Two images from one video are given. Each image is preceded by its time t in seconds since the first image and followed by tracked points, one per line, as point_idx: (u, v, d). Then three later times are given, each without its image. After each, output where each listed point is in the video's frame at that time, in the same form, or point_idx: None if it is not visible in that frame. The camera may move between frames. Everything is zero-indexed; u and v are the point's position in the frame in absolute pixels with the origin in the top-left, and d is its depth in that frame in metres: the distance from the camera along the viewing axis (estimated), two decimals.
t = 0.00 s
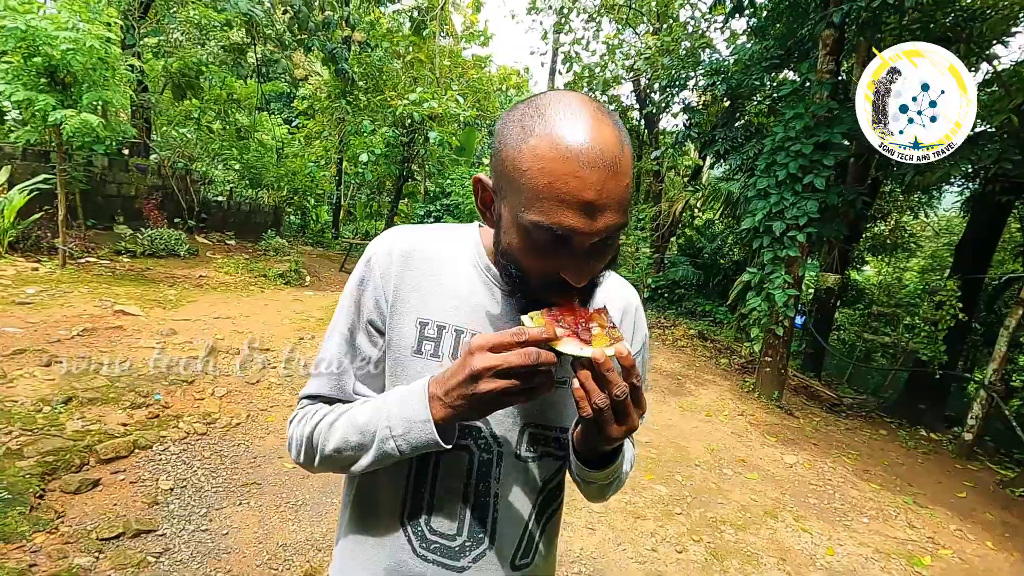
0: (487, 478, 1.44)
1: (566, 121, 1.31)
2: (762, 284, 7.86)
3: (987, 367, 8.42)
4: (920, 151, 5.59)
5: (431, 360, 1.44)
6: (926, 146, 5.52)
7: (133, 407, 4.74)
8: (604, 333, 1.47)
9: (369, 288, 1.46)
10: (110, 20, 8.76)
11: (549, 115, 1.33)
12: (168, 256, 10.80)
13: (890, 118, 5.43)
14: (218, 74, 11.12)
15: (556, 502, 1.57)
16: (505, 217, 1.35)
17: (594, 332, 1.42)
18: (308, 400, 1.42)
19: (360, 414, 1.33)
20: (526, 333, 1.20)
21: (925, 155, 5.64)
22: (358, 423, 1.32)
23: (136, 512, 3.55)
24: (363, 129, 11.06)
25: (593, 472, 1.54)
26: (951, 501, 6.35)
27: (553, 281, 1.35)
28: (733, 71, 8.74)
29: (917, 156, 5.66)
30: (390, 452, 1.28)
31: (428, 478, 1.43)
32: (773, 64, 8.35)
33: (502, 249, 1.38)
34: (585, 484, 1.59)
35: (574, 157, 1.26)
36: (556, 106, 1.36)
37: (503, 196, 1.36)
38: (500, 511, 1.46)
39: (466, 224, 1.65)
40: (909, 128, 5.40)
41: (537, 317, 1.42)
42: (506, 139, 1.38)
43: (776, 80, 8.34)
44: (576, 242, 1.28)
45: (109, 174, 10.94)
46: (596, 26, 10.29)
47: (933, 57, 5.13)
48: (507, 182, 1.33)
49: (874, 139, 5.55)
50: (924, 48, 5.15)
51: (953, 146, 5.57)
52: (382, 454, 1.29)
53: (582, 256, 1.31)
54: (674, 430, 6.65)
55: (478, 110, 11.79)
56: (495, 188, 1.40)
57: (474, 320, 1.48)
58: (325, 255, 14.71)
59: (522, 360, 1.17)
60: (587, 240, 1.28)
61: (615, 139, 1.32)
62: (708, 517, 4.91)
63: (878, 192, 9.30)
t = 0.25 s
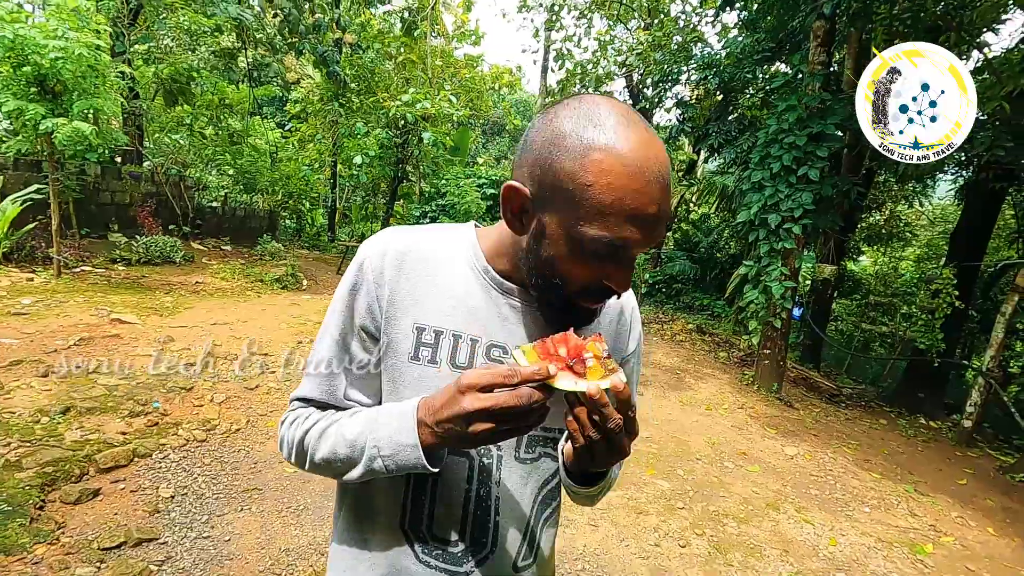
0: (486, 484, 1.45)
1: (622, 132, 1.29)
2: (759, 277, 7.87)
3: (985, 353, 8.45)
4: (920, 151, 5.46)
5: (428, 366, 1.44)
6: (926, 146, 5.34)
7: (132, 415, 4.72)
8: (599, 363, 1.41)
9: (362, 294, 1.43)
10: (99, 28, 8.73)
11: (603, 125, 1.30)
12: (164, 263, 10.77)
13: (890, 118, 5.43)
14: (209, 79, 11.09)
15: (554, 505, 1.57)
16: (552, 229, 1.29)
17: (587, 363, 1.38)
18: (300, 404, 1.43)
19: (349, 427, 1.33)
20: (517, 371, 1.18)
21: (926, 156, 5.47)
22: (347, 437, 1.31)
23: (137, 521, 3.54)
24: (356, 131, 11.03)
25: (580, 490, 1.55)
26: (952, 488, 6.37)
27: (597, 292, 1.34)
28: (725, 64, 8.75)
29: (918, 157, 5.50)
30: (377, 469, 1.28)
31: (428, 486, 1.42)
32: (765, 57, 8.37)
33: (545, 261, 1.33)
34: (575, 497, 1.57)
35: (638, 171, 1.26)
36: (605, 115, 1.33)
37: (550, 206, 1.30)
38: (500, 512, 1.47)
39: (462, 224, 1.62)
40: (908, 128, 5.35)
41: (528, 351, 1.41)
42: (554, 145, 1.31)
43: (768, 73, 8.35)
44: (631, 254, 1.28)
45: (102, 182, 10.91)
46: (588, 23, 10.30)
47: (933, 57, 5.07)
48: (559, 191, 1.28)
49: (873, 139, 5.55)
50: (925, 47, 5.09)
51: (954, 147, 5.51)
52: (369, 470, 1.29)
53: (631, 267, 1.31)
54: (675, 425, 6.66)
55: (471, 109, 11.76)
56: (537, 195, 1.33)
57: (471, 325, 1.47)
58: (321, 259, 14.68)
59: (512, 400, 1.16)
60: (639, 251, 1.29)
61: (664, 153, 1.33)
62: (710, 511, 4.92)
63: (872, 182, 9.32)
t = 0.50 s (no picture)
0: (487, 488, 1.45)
1: (690, 166, 1.34)
2: (754, 272, 7.88)
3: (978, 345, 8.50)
4: (920, 151, 5.43)
5: (435, 369, 1.43)
6: (926, 146, 5.35)
7: (126, 420, 4.69)
8: (605, 388, 1.46)
9: (371, 292, 1.41)
10: (87, 31, 8.66)
11: (674, 160, 1.33)
12: (157, 267, 10.71)
13: (889, 118, 5.46)
14: (200, 81, 11.03)
15: (544, 504, 1.61)
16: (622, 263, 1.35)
17: (594, 388, 1.43)
18: (288, 393, 1.40)
19: (340, 427, 1.32)
20: (523, 400, 1.15)
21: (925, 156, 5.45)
22: (337, 438, 1.30)
23: (133, 527, 3.51)
24: (349, 132, 10.99)
25: (570, 501, 1.56)
26: (948, 479, 6.41)
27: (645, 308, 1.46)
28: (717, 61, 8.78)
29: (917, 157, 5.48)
30: (364, 475, 1.28)
31: (430, 491, 1.41)
32: (756, 52, 8.41)
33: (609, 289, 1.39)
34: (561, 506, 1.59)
35: (704, 206, 1.35)
36: (668, 145, 1.36)
37: (623, 240, 1.33)
38: (501, 515, 1.47)
39: (471, 221, 1.60)
40: (909, 128, 5.36)
41: (534, 374, 1.41)
42: (628, 177, 1.31)
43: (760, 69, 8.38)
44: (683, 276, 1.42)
45: (94, 187, 10.85)
46: (579, 21, 10.30)
47: (933, 57, 5.09)
48: (637, 229, 1.31)
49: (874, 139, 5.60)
50: (925, 48, 5.10)
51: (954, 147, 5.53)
52: (356, 474, 1.29)
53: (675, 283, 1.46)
54: (672, 421, 6.67)
55: (464, 109, 11.72)
56: (608, 229, 1.33)
57: (479, 328, 1.45)
58: (316, 260, 14.63)
59: (517, 429, 1.15)
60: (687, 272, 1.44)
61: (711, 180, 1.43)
62: (708, 506, 4.93)
63: (864, 176, 9.36)
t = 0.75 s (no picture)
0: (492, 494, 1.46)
1: (714, 184, 1.41)
2: (750, 271, 7.90)
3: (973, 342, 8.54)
4: (920, 151, 5.43)
5: (444, 373, 1.41)
6: (927, 146, 5.37)
7: (122, 423, 4.67)
8: (622, 400, 1.48)
9: (381, 293, 1.39)
10: (81, 32, 8.65)
11: (700, 178, 1.40)
12: (152, 269, 10.67)
13: (890, 118, 5.48)
14: (194, 82, 10.99)
15: (538, 506, 1.65)
16: (645, 273, 1.42)
17: (611, 400, 1.45)
18: (285, 393, 1.36)
19: (343, 431, 1.28)
20: (547, 411, 1.14)
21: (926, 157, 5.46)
22: (340, 443, 1.26)
23: (129, 530, 3.50)
24: (344, 132, 10.96)
25: (565, 502, 1.67)
26: (943, 476, 6.44)
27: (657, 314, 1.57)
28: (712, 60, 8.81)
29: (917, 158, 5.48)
30: (367, 480, 1.25)
31: (436, 496, 1.40)
32: (751, 52, 8.44)
33: (629, 297, 1.47)
34: (557, 507, 1.68)
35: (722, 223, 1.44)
36: (692, 161, 1.43)
37: (648, 252, 1.40)
38: (503, 520, 1.48)
39: (479, 223, 1.59)
40: (908, 128, 5.38)
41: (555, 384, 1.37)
42: (661, 194, 1.37)
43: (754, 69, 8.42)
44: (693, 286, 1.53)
45: (88, 188, 10.83)
46: (574, 20, 10.32)
47: (933, 57, 5.11)
48: (663, 242, 1.38)
49: (874, 138, 5.56)
50: (924, 48, 5.13)
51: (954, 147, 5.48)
52: (359, 479, 1.26)
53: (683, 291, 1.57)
54: (669, 420, 6.68)
55: (459, 109, 11.71)
56: (637, 243, 1.39)
57: (489, 331, 1.44)
58: (312, 261, 14.60)
59: (540, 441, 1.15)
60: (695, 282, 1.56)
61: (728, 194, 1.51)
62: (706, 504, 4.94)
63: (859, 174, 9.40)
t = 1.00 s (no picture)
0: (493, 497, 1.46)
1: (694, 162, 1.36)
2: (749, 271, 7.91)
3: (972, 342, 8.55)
4: (920, 152, 5.41)
5: (445, 374, 1.41)
6: (926, 146, 5.36)
7: (121, 425, 4.66)
8: (636, 412, 1.45)
9: (381, 297, 1.38)
10: (81, 33, 8.65)
11: (678, 153, 1.36)
12: (151, 270, 10.67)
13: (889, 118, 5.47)
14: (192, 83, 10.98)
15: (541, 509, 1.65)
16: (612, 240, 1.32)
17: (625, 412, 1.43)
18: (289, 407, 1.34)
19: (352, 446, 1.26)
20: (562, 433, 1.11)
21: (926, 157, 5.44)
22: (350, 458, 1.25)
23: (129, 532, 3.49)
24: (343, 133, 10.95)
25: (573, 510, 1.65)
26: (943, 476, 6.45)
27: (632, 312, 1.40)
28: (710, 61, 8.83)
29: (917, 158, 5.46)
30: (381, 494, 1.23)
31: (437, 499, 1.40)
32: (750, 52, 8.46)
33: (596, 269, 1.34)
34: (562, 512, 1.67)
35: (705, 209, 1.32)
36: (681, 148, 1.38)
37: (617, 217, 1.33)
38: (505, 522, 1.48)
39: (475, 224, 1.59)
40: (908, 128, 5.38)
41: (572, 402, 1.38)
42: (633, 167, 1.34)
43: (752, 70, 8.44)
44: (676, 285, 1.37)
45: (87, 190, 10.82)
46: (573, 21, 10.33)
47: (933, 57, 5.15)
48: (631, 206, 1.31)
49: (874, 138, 5.54)
50: (924, 48, 5.18)
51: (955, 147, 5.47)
52: (372, 494, 1.24)
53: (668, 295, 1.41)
54: (669, 420, 6.68)
55: (458, 110, 11.70)
56: (606, 211, 1.35)
57: (489, 332, 1.44)
58: (311, 262, 14.60)
59: (555, 461, 1.12)
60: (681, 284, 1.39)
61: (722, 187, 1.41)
62: (706, 505, 4.93)
63: (858, 175, 9.41)
